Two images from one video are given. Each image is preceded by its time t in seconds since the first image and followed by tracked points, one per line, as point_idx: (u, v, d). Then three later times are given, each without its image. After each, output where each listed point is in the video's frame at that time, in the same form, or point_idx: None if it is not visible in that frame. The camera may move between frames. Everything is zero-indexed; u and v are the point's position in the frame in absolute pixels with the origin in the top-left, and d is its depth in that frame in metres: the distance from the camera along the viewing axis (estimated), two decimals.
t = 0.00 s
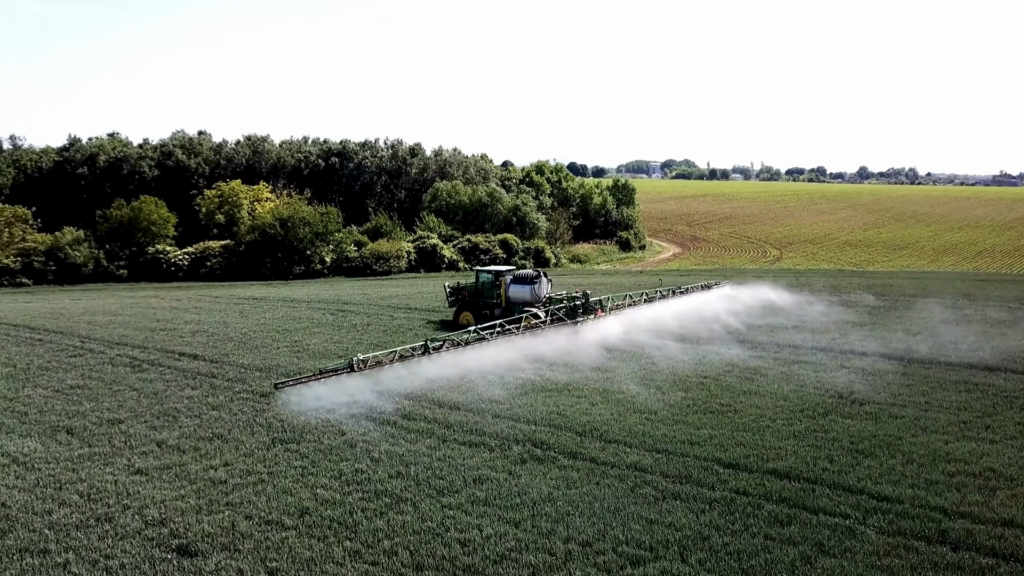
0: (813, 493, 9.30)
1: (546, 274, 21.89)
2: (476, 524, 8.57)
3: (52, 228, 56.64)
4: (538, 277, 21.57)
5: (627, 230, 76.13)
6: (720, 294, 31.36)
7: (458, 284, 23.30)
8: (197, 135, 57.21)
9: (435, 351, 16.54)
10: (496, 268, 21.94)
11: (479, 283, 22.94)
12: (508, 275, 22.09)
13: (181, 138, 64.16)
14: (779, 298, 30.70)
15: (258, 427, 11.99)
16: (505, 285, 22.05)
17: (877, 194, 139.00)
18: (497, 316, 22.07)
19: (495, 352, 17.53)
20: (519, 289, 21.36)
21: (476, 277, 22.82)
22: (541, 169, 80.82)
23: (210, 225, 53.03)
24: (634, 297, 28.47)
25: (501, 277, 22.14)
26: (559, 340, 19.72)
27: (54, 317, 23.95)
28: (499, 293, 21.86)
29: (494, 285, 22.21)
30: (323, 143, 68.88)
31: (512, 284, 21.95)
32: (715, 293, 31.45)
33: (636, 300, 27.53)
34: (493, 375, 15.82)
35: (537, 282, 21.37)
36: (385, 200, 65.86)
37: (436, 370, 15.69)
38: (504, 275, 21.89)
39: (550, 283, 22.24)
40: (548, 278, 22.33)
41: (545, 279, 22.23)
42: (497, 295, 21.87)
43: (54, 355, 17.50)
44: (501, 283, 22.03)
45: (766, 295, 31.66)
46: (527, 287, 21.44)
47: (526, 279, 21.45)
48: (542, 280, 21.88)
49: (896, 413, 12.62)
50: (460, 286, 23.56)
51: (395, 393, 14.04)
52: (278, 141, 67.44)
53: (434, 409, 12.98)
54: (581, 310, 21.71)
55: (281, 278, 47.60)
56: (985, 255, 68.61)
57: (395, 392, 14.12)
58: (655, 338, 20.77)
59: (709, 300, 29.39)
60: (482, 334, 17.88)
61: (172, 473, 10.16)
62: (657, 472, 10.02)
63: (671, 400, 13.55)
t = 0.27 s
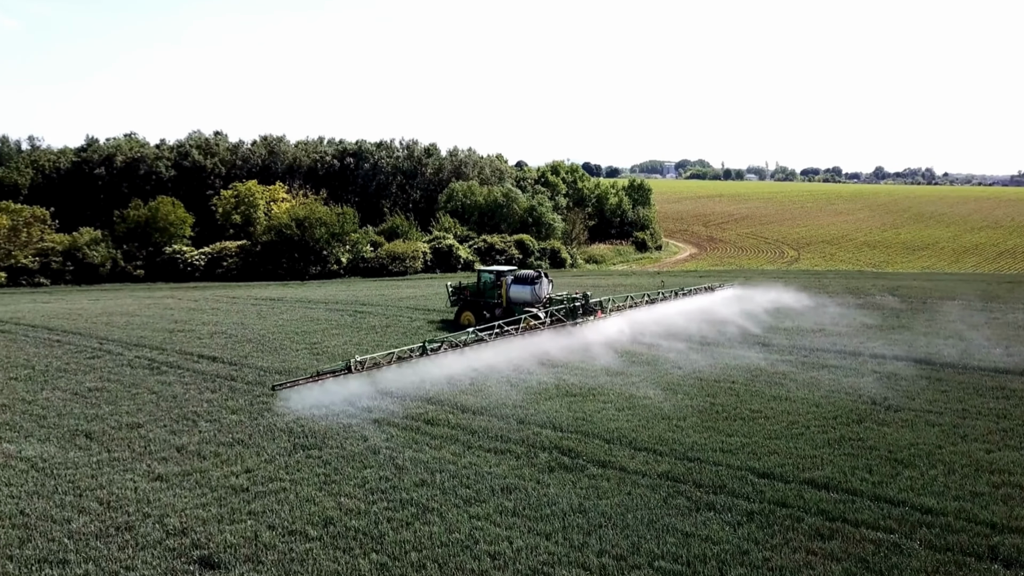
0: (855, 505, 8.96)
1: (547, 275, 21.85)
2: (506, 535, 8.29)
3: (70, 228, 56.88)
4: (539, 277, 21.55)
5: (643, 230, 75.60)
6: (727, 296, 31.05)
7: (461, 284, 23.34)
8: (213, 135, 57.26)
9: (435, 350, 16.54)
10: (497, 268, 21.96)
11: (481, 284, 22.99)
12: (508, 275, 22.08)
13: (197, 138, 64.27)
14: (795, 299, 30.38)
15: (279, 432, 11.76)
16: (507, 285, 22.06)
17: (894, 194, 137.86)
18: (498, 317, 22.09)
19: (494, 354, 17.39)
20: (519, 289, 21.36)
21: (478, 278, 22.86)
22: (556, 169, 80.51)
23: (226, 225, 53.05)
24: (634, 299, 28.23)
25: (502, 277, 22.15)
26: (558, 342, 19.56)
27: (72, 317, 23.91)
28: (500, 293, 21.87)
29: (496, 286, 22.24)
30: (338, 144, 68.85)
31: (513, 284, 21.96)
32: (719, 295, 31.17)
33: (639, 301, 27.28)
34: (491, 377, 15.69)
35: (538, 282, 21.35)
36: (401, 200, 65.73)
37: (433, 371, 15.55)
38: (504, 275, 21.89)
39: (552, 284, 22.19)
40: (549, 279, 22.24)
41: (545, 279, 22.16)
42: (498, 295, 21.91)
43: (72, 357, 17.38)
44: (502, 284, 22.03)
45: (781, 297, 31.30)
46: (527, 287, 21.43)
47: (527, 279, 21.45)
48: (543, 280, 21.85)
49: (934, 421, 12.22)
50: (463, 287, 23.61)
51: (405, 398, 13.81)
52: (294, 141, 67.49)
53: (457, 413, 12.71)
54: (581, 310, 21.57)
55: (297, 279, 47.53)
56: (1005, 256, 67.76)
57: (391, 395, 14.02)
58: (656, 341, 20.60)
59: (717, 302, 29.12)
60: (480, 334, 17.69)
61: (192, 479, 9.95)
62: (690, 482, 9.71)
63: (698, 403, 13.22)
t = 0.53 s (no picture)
0: (900, 519, 8.60)
1: (547, 275, 22.07)
2: (537, 549, 8.00)
3: (86, 228, 57.08)
4: (540, 277, 21.73)
5: (659, 230, 75.06)
6: (734, 296, 31.04)
7: (463, 284, 23.56)
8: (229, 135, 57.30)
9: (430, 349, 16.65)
10: (498, 268, 22.15)
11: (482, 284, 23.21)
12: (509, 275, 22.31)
13: (213, 138, 64.33)
14: (816, 301, 29.94)
15: (299, 438, 11.52)
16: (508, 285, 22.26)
17: (912, 194, 136.55)
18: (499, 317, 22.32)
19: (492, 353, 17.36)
20: (520, 288, 21.60)
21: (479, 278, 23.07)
22: (572, 169, 80.14)
23: (242, 225, 53.04)
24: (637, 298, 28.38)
25: (503, 277, 22.35)
26: (556, 343, 19.59)
27: (89, 317, 23.84)
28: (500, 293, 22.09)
29: (496, 286, 22.46)
30: (354, 143, 68.77)
31: (514, 284, 22.15)
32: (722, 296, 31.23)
33: (641, 300, 27.49)
34: (486, 377, 15.65)
35: (538, 282, 21.54)
36: (416, 200, 65.60)
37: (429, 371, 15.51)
38: (505, 275, 22.14)
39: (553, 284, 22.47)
40: (550, 279, 22.47)
41: (546, 280, 22.40)
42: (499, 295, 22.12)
43: (89, 358, 17.24)
44: (503, 284, 22.23)
45: (796, 297, 31.02)
46: (528, 288, 21.60)
47: (527, 279, 21.64)
48: (544, 281, 22.03)
49: (972, 429, 11.83)
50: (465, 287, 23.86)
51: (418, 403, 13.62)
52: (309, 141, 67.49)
53: (480, 419, 12.42)
54: (582, 311, 22.00)
55: (313, 279, 47.42)
56: None
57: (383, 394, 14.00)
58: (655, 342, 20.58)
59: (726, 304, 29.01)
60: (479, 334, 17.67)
61: (212, 487, 9.72)
62: (725, 493, 9.38)
63: (725, 409, 12.90)
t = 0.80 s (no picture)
0: (948, 534, 8.22)
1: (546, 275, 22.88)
2: (570, 564, 7.67)
3: (102, 227, 57.21)
4: (540, 277, 22.58)
5: (675, 230, 74.47)
6: (741, 298, 31.31)
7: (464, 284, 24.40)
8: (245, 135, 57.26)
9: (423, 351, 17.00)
10: (499, 269, 23.02)
11: (482, 285, 23.98)
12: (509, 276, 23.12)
13: (228, 138, 64.35)
14: (838, 303, 29.52)
15: (319, 444, 11.27)
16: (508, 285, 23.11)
17: (930, 193, 135.24)
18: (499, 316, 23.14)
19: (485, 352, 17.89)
20: (521, 289, 22.38)
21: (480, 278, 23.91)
22: (586, 169, 79.75)
23: (257, 225, 53.00)
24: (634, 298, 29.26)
25: (504, 278, 23.20)
26: (552, 341, 20.47)
27: (105, 318, 23.77)
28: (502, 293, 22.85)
29: (497, 286, 23.25)
30: (368, 143, 68.65)
31: (515, 284, 22.98)
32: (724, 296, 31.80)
33: (641, 300, 28.14)
34: (481, 376, 16.07)
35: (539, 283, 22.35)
36: (430, 200, 65.45)
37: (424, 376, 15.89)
38: (506, 275, 22.93)
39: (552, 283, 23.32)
40: (549, 278, 23.26)
41: (545, 280, 23.21)
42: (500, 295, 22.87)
43: (105, 360, 17.08)
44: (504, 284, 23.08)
45: (813, 299, 30.75)
46: (529, 288, 22.40)
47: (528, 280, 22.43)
48: (544, 281, 22.84)
49: (1012, 437, 11.44)
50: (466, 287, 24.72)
51: (431, 406, 13.39)
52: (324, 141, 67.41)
53: (504, 424, 12.13)
54: (582, 310, 22.69)
55: (328, 279, 47.34)
56: None
57: (375, 389, 14.52)
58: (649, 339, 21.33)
59: (736, 306, 29.11)
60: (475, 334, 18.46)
61: (231, 496, 9.45)
62: (763, 505, 9.03)
63: (753, 415, 12.57)
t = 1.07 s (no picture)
0: (1002, 554, 7.81)
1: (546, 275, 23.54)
2: None
3: (117, 227, 57.27)
4: (541, 277, 23.25)
5: (691, 230, 73.94)
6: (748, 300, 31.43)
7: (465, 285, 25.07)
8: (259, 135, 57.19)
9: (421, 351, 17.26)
10: (500, 269, 23.70)
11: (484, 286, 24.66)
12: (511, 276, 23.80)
13: (243, 138, 64.29)
14: (860, 305, 29.08)
15: (340, 451, 10.96)
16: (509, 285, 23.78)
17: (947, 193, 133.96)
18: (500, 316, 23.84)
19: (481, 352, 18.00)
20: (523, 288, 23.04)
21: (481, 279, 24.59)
22: (601, 168, 79.30)
23: (272, 225, 52.91)
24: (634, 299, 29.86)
25: (504, 278, 23.88)
26: (551, 340, 20.92)
27: (121, 319, 23.63)
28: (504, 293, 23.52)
29: (499, 286, 23.92)
30: (383, 143, 68.45)
31: (515, 284, 23.66)
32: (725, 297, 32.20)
33: (642, 301, 28.62)
34: (484, 377, 16.07)
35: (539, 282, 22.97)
36: (444, 200, 65.24)
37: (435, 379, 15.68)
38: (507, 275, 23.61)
39: (552, 283, 24.00)
40: (549, 279, 23.93)
41: (546, 280, 23.89)
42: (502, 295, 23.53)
43: (120, 362, 16.86)
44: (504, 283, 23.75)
45: (833, 301, 30.37)
46: (529, 288, 23.06)
47: (528, 280, 23.10)
48: (543, 280, 23.51)
49: None
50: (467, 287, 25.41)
51: (450, 412, 13.01)
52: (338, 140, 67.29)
53: (528, 431, 11.78)
54: (581, 310, 23.23)
55: (343, 280, 47.19)
56: None
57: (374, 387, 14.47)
58: (646, 339, 21.85)
59: (745, 309, 29.13)
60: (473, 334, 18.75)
61: (249, 506, 9.15)
62: (803, 520, 8.65)
63: (783, 423, 12.21)
